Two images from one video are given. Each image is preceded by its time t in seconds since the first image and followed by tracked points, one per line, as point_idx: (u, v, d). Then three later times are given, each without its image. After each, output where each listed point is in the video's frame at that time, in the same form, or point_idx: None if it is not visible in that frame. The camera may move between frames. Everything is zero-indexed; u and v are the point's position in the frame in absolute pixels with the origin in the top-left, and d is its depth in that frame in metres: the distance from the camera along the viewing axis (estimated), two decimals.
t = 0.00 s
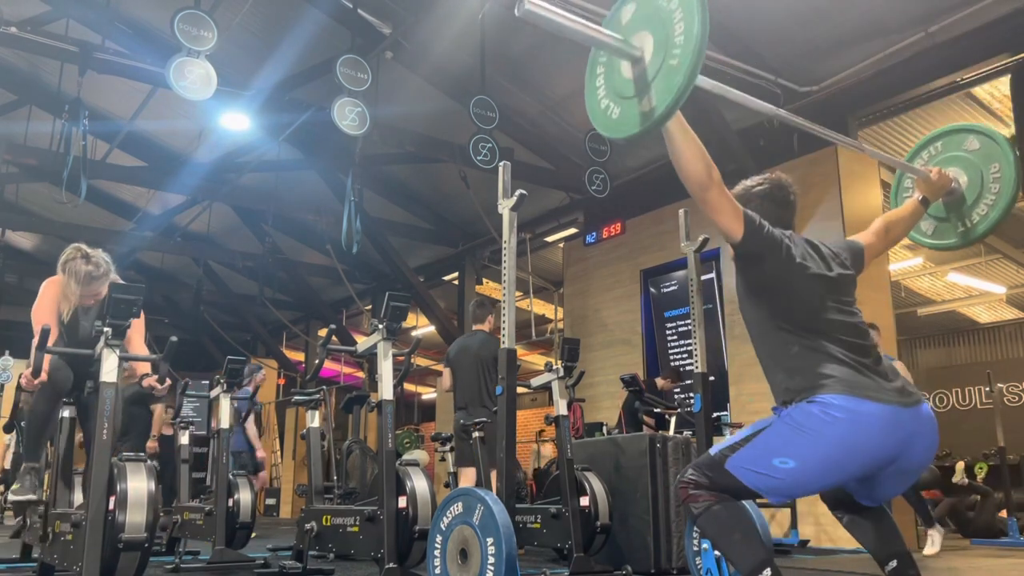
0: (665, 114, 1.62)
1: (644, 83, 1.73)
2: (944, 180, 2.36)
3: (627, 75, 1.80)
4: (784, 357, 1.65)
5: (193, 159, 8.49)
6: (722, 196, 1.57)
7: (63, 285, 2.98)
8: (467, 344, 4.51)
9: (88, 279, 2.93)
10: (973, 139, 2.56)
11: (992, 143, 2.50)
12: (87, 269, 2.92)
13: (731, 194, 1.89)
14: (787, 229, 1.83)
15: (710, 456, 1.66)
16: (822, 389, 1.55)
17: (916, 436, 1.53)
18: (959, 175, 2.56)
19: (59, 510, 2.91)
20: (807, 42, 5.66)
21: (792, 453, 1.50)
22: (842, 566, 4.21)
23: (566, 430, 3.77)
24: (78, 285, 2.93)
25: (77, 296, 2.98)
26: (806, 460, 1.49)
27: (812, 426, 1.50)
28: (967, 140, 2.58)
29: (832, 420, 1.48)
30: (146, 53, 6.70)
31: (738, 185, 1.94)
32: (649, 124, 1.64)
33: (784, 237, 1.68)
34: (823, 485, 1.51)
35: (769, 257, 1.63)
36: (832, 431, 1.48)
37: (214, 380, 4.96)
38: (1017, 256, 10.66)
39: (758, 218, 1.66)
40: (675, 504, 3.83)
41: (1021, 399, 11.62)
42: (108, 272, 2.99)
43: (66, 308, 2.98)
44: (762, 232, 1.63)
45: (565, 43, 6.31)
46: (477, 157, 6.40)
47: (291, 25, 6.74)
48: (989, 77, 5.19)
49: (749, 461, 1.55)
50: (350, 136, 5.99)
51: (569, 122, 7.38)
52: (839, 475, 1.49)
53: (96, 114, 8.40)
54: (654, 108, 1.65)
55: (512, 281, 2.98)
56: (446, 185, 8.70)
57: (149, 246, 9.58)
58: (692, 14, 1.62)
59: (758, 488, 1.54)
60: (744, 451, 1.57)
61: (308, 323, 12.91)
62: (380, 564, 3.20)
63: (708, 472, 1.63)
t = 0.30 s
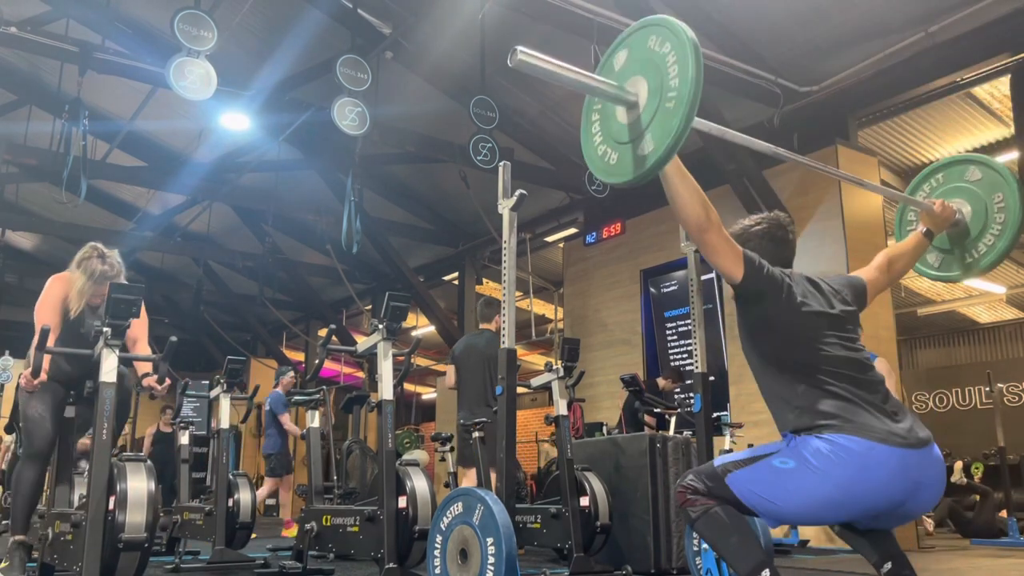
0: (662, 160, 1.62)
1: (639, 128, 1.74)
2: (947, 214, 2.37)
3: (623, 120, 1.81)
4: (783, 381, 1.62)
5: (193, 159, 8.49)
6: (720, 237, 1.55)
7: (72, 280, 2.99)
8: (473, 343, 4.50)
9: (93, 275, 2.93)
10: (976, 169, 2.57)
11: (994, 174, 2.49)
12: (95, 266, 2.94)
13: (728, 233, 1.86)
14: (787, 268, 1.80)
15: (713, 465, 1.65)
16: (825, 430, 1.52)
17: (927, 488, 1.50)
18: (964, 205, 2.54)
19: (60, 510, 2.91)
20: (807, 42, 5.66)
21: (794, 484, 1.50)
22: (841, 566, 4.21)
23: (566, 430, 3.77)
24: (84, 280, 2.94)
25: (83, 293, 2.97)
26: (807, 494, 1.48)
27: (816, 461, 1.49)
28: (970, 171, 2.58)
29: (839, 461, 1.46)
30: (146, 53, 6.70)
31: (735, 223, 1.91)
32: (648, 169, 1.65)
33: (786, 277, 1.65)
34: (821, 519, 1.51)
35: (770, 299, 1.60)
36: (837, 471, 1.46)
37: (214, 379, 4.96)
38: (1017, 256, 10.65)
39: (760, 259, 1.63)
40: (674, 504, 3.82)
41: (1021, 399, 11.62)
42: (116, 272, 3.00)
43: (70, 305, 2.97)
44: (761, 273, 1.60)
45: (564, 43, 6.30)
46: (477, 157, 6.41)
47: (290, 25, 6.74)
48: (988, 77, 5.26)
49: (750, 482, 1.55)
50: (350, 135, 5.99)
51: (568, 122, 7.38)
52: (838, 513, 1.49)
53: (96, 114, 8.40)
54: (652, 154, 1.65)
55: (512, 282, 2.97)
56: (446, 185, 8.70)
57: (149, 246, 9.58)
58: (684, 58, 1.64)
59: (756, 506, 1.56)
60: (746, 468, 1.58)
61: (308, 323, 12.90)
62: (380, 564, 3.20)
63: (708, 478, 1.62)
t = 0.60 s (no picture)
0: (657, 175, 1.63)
1: (635, 144, 1.76)
2: (945, 228, 2.41)
3: (619, 136, 1.84)
4: (785, 387, 1.62)
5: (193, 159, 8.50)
6: (722, 251, 1.56)
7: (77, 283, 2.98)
8: (476, 343, 4.50)
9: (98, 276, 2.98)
10: (971, 182, 2.59)
11: (990, 187, 2.51)
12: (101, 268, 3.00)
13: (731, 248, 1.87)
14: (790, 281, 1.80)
15: (719, 465, 1.65)
16: (832, 443, 1.52)
17: (934, 505, 1.50)
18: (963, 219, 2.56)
19: (60, 510, 2.92)
20: (806, 42, 5.66)
21: (799, 494, 1.50)
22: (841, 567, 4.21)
23: (566, 430, 3.77)
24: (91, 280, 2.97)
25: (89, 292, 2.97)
26: (812, 506, 1.49)
27: (824, 472, 1.49)
28: (966, 185, 2.61)
29: (846, 475, 1.46)
30: (146, 53, 6.70)
31: (737, 239, 1.92)
32: (645, 184, 1.66)
33: (790, 290, 1.65)
34: (823, 531, 1.52)
35: (774, 311, 1.60)
36: (844, 486, 1.46)
37: (214, 379, 4.96)
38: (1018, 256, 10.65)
39: (765, 273, 1.63)
40: (674, 504, 3.82)
41: (1021, 399, 11.61)
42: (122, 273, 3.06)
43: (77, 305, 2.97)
44: (765, 286, 1.61)
45: (563, 43, 6.30)
46: (477, 157, 6.41)
47: (290, 25, 6.75)
48: (989, 77, 5.25)
49: (755, 487, 1.56)
50: (350, 135, 5.99)
51: (569, 122, 7.38)
52: (842, 526, 1.49)
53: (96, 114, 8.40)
54: (648, 168, 1.67)
55: (512, 282, 2.97)
56: (446, 185, 8.70)
57: (149, 246, 9.58)
58: (678, 74, 1.66)
59: (758, 511, 1.57)
60: (752, 472, 1.58)
61: (308, 323, 12.90)
62: (380, 564, 3.20)
63: (714, 478, 1.63)
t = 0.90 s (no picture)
0: (658, 165, 1.64)
1: (632, 138, 1.77)
2: (941, 224, 2.36)
3: (616, 131, 1.84)
4: (779, 388, 1.62)
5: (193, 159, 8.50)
6: (718, 245, 1.55)
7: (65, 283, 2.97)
8: (473, 343, 4.50)
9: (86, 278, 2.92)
10: (964, 177, 2.64)
11: (984, 183, 2.57)
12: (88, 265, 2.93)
13: (728, 241, 1.87)
14: (784, 275, 1.80)
15: (714, 466, 1.65)
16: (825, 437, 1.52)
17: (927, 496, 1.50)
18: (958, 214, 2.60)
19: (60, 509, 2.91)
20: (806, 43, 5.66)
21: (793, 489, 1.49)
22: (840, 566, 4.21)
23: (566, 430, 3.77)
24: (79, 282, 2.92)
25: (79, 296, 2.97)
26: (807, 501, 1.48)
27: (816, 465, 1.49)
28: (958, 181, 2.65)
29: (838, 467, 1.46)
30: (147, 54, 6.71)
31: (736, 231, 1.92)
32: (644, 176, 1.67)
33: (786, 284, 1.65)
34: (820, 527, 1.51)
35: (769, 305, 1.60)
36: (837, 477, 1.46)
37: (214, 379, 4.96)
38: (1018, 256, 10.64)
39: (761, 266, 1.63)
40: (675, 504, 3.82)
41: (1021, 399, 11.62)
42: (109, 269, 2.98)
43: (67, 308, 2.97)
44: (762, 280, 1.60)
45: (563, 43, 6.30)
46: (477, 157, 6.42)
47: (290, 25, 6.75)
48: (989, 77, 5.21)
49: (750, 485, 1.55)
50: (350, 135, 5.99)
51: (568, 122, 7.38)
52: (838, 520, 1.48)
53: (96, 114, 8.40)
54: (649, 158, 1.67)
55: (512, 282, 2.97)
56: (445, 185, 8.70)
57: (149, 246, 9.58)
58: (674, 66, 1.69)
59: (753, 509, 1.56)
60: (746, 470, 1.57)
61: (308, 323, 12.90)
62: (380, 564, 3.20)
63: (711, 479, 1.62)
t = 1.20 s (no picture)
0: (661, 107, 1.59)
1: (634, 86, 1.72)
2: (943, 181, 2.26)
3: (618, 80, 1.79)
4: (779, 340, 1.63)
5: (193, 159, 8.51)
6: (716, 195, 1.57)
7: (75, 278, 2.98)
8: (463, 344, 4.49)
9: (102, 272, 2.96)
10: (963, 134, 2.49)
11: (983, 137, 2.41)
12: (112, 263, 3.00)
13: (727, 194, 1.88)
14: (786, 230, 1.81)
15: (711, 452, 1.63)
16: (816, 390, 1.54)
17: (916, 433, 1.52)
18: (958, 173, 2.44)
19: (60, 510, 2.91)
20: (806, 42, 5.66)
21: (793, 448, 1.48)
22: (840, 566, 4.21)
23: (566, 430, 3.77)
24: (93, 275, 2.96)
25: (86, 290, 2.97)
26: (805, 455, 1.47)
27: (810, 419, 1.48)
28: (958, 139, 2.50)
29: (831, 413, 1.47)
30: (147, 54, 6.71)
31: (734, 185, 1.92)
32: (645, 122, 1.62)
33: (782, 237, 1.68)
34: (821, 482, 1.49)
35: (765, 257, 1.63)
36: (831, 425, 1.46)
37: (214, 379, 4.95)
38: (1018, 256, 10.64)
39: (758, 220, 1.66)
40: (675, 504, 3.82)
41: (1021, 399, 11.61)
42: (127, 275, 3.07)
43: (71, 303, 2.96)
44: (757, 232, 1.63)
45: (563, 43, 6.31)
46: (477, 157, 6.42)
47: (290, 25, 6.75)
48: (989, 77, 5.19)
49: (750, 458, 1.52)
50: (350, 136, 5.99)
51: (568, 122, 7.38)
52: (837, 470, 1.48)
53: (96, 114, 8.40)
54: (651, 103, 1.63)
55: (513, 282, 2.97)
56: (446, 185, 8.70)
57: (149, 246, 9.58)
58: (677, 8, 1.63)
59: (756, 483, 1.52)
60: (744, 444, 1.55)
61: (308, 323, 12.89)
62: (380, 564, 3.20)
63: (711, 470, 1.59)
